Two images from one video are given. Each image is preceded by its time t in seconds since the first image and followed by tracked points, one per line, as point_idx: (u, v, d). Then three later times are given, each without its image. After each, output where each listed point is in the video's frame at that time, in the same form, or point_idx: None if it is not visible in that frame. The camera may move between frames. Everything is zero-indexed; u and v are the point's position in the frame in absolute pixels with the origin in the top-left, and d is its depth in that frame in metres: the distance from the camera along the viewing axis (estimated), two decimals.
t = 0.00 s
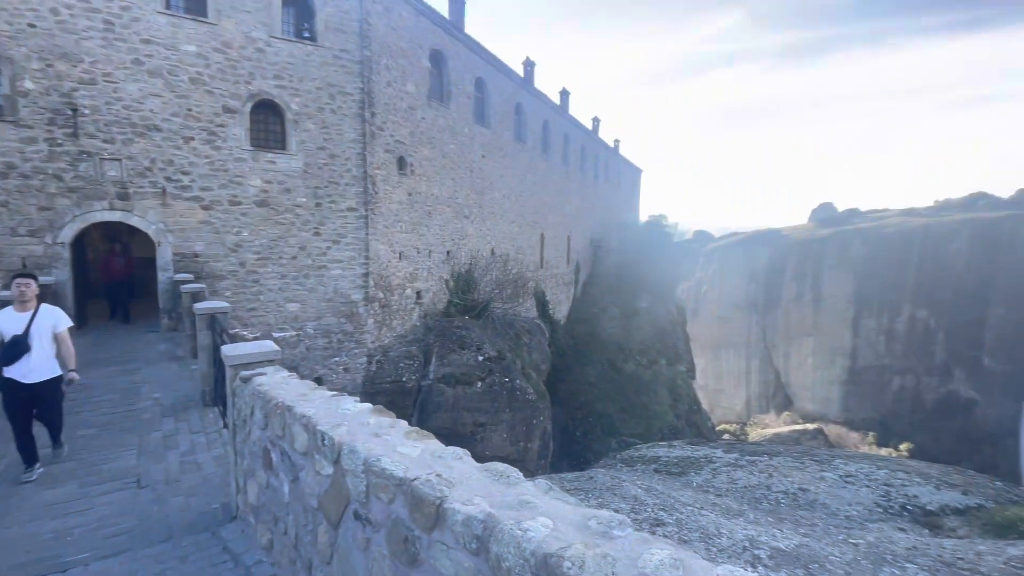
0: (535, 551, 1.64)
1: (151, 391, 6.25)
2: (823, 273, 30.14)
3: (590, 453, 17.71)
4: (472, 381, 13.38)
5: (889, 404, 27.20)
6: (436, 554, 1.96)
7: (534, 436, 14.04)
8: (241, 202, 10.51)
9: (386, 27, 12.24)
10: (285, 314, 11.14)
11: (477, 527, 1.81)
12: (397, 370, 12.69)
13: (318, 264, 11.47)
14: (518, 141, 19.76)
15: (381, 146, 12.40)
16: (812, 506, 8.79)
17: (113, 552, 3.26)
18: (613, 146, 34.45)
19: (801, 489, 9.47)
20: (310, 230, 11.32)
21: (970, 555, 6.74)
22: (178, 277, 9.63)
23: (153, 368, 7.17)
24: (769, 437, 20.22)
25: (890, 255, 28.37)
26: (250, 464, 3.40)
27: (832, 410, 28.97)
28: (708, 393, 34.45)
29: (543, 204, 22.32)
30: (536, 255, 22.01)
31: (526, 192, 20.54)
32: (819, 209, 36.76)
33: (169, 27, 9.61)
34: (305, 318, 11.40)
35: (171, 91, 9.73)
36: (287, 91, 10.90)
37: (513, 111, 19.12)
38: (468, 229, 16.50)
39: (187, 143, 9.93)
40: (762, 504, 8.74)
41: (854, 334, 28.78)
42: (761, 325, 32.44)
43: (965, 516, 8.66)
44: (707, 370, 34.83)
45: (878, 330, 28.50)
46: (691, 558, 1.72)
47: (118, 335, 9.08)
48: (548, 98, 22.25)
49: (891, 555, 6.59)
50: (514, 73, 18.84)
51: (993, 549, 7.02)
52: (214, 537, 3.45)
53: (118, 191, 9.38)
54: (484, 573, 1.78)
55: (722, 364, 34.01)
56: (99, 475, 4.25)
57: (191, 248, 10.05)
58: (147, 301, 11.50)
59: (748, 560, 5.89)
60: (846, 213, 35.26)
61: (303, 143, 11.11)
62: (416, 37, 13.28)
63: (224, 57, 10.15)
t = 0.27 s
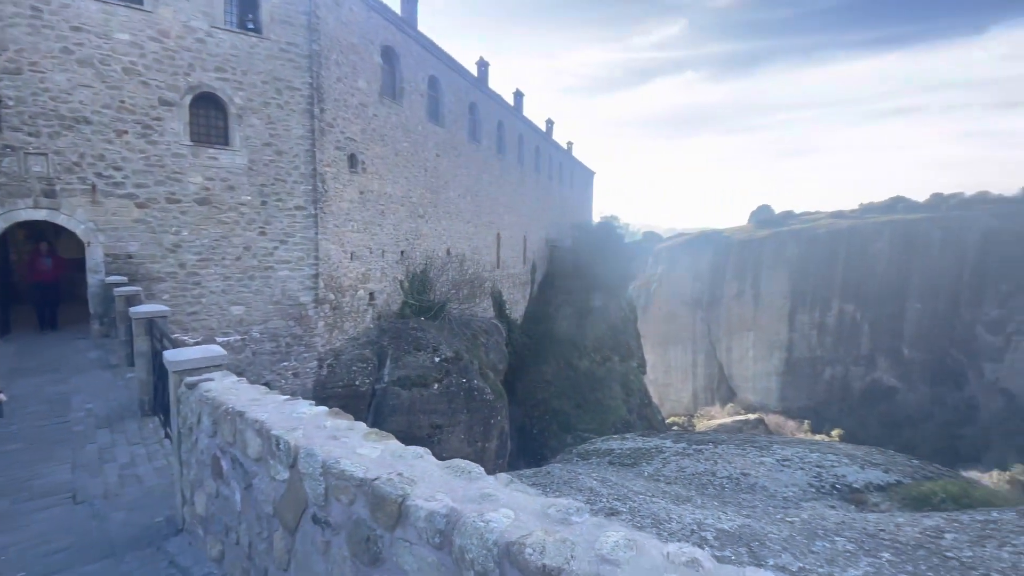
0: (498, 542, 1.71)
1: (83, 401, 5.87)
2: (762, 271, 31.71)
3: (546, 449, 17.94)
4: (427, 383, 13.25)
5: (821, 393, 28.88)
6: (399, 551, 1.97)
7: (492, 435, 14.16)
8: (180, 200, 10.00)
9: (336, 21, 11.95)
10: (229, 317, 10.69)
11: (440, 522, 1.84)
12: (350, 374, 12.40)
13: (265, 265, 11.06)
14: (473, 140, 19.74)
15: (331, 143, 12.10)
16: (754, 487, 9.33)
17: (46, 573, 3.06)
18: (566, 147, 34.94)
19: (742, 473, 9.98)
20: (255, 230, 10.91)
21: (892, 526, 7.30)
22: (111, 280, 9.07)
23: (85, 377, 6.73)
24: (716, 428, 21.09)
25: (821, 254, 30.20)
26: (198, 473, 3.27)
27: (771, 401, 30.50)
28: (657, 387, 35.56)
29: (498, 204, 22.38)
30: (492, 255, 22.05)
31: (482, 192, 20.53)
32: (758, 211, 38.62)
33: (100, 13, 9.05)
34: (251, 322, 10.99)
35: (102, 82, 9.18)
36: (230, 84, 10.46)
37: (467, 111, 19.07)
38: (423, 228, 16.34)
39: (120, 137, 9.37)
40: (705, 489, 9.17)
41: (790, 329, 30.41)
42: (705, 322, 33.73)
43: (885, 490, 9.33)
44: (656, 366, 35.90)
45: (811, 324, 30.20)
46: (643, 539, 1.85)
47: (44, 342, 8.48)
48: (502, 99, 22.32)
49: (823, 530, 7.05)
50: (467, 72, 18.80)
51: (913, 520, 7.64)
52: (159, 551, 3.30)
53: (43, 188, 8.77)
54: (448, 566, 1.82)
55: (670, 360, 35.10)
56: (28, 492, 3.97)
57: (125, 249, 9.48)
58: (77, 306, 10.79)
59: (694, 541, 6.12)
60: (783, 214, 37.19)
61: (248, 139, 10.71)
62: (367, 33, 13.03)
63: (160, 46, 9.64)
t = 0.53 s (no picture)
0: (485, 535, 1.73)
1: (37, 409, 5.59)
2: (725, 271, 32.64)
3: (518, 449, 18.00)
4: (398, 385, 13.10)
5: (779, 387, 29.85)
6: (384, 550, 1.96)
7: (463, 436, 14.14)
8: (137, 199, 9.62)
9: (302, 16, 11.70)
10: (189, 320, 10.33)
11: (426, 518, 1.84)
12: (318, 377, 12.15)
13: (227, 267, 10.74)
14: (442, 140, 19.61)
15: (297, 141, 11.83)
16: (718, 480, 9.54)
17: None
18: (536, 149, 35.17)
19: (710, 465, 10.25)
20: (218, 230, 10.58)
21: (848, 510, 7.63)
22: (63, 282, 8.66)
23: (37, 384, 6.41)
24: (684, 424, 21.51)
25: (779, 255, 31.28)
26: (166, 479, 3.16)
27: (734, 396, 31.34)
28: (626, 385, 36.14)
29: (469, 205, 22.31)
30: (463, 256, 21.98)
31: (452, 192, 20.43)
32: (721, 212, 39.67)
33: (51, 3, 8.66)
34: (214, 325, 10.65)
35: (54, 75, 8.77)
36: (190, 79, 10.13)
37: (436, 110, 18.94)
38: (393, 229, 16.16)
39: (72, 132, 8.96)
40: (669, 477, 9.44)
41: (750, 326, 31.36)
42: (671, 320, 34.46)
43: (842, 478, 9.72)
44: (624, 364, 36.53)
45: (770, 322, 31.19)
46: (624, 528, 1.90)
47: None
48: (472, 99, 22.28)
49: (785, 516, 7.31)
50: (437, 72, 18.69)
51: (867, 503, 8.01)
52: (126, 562, 3.18)
53: None
54: (433, 562, 1.83)
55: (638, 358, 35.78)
56: None
57: (78, 250, 9.05)
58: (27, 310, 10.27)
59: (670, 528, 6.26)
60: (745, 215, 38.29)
61: (209, 136, 10.38)
62: (334, 30, 12.81)
63: (116, 38, 9.26)
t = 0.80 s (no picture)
0: (491, 527, 1.74)
1: (13, 415, 5.42)
2: (704, 272, 33.14)
3: (503, 450, 18.02)
4: (383, 388, 13.02)
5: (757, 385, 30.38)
6: (388, 548, 1.96)
7: (449, 438, 14.08)
8: (113, 199, 9.39)
9: (283, 15, 11.58)
10: (168, 323, 10.13)
11: (432, 514, 1.86)
12: (301, 381, 11.97)
13: (208, 268, 10.55)
14: (426, 141, 19.57)
15: (279, 141, 11.69)
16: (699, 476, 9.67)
17: None
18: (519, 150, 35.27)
19: (696, 460, 10.42)
20: (197, 231, 10.39)
21: (828, 501, 7.82)
22: (37, 285, 8.41)
23: (12, 389, 6.21)
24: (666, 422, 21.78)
25: (755, 256, 31.88)
26: (156, 484, 3.10)
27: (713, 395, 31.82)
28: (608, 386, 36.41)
29: (453, 206, 22.30)
30: (447, 257, 21.96)
31: (435, 194, 20.37)
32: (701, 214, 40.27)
33: None
34: (193, 328, 10.45)
35: (27, 71, 8.54)
36: (169, 77, 9.94)
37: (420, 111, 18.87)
38: (376, 230, 16.06)
39: (45, 130, 8.72)
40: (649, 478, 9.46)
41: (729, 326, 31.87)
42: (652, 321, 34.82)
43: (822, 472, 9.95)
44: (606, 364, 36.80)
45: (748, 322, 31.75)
46: (625, 518, 1.95)
47: None
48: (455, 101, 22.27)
49: (769, 507, 7.46)
50: (420, 73, 18.63)
51: (845, 494, 8.23)
52: (115, 568, 3.11)
53: None
54: (440, 556, 1.84)
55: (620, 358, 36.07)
56: None
57: (51, 251, 8.81)
58: None
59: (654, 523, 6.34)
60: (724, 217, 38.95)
61: (189, 135, 10.20)
62: (316, 29, 12.69)
63: (92, 34, 9.04)
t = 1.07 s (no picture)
0: (509, 520, 1.79)
1: (15, 417, 5.42)
2: (700, 273, 33.26)
3: (501, 452, 18.07)
4: (381, 389, 13.04)
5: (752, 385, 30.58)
6: (406, 542, 2.00)
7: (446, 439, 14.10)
8: (112, 201, 9.38)
9: (283, 18, 11.61)
10: (167, 325, 10.12)
11: (450, 508, 1.90)
12: (299, 382, 11.98)
13: (206, 270, 10.54)
14: (423, 143, 19.59)
15: (278, 143, 11.71)
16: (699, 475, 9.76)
17: None
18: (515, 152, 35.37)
19: (696, 459, 10.49)
20: (197, 232, 10.38)
21: (826, 498, 7.91)
22: (36, 287, 8.42)
23: (13, 391, 6.20)
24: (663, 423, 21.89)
25: (751, 258, 31.98)
26: (167, 484, 3.13)
27: (709, 396, 31.98)
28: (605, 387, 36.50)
29: (450, 208, 22.34)
30: (445, 258, 21.99)
31: (433, 195, 20.39)
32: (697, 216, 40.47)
33: None
34: (192, 330, 10.43)
35: (25, 72, 8.53)
36: (168, 79, 9.94)
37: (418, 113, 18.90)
38: (374, 231, 16.07)
39: (44, 132, 8.72)
40: (648, 478, 9.47)
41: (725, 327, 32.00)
42: (648, 322, 34.94)
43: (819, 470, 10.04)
44: (603, 365, 36.90)
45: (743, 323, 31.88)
46: (637, 511, 1.99)
47: None
48: (453, 103, 22.30)
49: (769, 504, 7.54)
50: (418, 75, 18.65)
51: (843, 492, 8.30)
52: (125, 567, 3.14)
53: None
54: (458, 549, 1.89)
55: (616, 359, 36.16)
56: None
57: (50, 253, 8.80)
58: None
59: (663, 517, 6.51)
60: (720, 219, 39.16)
61: (188, 137, 10.20)
62: (315, 31, 12.70)
63: (91, 36, 9.04)
